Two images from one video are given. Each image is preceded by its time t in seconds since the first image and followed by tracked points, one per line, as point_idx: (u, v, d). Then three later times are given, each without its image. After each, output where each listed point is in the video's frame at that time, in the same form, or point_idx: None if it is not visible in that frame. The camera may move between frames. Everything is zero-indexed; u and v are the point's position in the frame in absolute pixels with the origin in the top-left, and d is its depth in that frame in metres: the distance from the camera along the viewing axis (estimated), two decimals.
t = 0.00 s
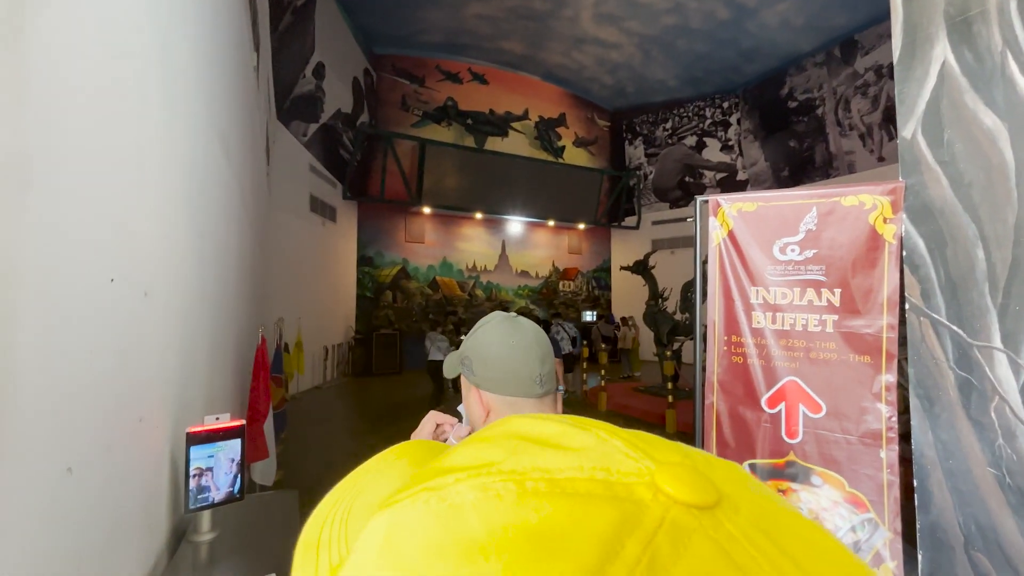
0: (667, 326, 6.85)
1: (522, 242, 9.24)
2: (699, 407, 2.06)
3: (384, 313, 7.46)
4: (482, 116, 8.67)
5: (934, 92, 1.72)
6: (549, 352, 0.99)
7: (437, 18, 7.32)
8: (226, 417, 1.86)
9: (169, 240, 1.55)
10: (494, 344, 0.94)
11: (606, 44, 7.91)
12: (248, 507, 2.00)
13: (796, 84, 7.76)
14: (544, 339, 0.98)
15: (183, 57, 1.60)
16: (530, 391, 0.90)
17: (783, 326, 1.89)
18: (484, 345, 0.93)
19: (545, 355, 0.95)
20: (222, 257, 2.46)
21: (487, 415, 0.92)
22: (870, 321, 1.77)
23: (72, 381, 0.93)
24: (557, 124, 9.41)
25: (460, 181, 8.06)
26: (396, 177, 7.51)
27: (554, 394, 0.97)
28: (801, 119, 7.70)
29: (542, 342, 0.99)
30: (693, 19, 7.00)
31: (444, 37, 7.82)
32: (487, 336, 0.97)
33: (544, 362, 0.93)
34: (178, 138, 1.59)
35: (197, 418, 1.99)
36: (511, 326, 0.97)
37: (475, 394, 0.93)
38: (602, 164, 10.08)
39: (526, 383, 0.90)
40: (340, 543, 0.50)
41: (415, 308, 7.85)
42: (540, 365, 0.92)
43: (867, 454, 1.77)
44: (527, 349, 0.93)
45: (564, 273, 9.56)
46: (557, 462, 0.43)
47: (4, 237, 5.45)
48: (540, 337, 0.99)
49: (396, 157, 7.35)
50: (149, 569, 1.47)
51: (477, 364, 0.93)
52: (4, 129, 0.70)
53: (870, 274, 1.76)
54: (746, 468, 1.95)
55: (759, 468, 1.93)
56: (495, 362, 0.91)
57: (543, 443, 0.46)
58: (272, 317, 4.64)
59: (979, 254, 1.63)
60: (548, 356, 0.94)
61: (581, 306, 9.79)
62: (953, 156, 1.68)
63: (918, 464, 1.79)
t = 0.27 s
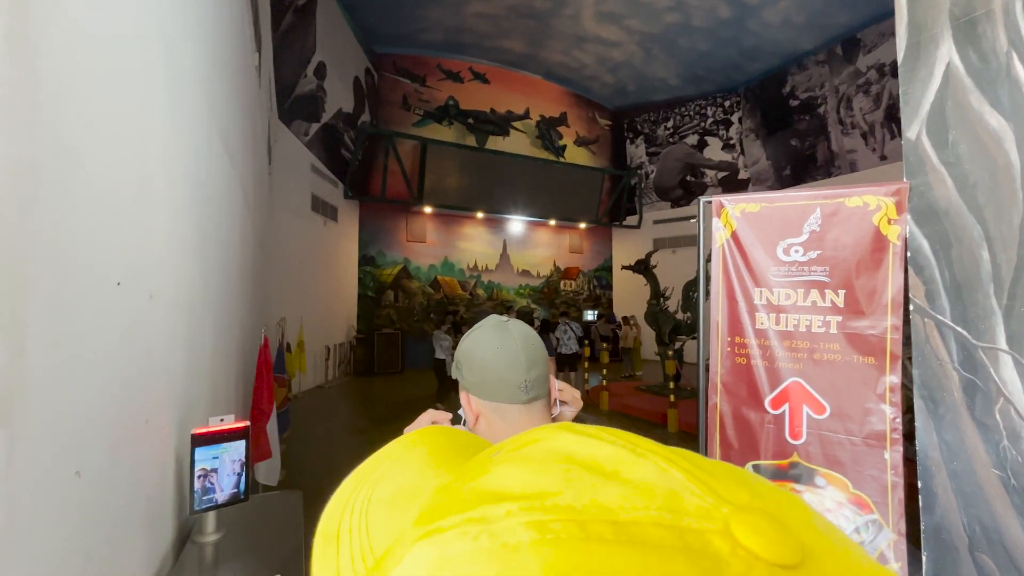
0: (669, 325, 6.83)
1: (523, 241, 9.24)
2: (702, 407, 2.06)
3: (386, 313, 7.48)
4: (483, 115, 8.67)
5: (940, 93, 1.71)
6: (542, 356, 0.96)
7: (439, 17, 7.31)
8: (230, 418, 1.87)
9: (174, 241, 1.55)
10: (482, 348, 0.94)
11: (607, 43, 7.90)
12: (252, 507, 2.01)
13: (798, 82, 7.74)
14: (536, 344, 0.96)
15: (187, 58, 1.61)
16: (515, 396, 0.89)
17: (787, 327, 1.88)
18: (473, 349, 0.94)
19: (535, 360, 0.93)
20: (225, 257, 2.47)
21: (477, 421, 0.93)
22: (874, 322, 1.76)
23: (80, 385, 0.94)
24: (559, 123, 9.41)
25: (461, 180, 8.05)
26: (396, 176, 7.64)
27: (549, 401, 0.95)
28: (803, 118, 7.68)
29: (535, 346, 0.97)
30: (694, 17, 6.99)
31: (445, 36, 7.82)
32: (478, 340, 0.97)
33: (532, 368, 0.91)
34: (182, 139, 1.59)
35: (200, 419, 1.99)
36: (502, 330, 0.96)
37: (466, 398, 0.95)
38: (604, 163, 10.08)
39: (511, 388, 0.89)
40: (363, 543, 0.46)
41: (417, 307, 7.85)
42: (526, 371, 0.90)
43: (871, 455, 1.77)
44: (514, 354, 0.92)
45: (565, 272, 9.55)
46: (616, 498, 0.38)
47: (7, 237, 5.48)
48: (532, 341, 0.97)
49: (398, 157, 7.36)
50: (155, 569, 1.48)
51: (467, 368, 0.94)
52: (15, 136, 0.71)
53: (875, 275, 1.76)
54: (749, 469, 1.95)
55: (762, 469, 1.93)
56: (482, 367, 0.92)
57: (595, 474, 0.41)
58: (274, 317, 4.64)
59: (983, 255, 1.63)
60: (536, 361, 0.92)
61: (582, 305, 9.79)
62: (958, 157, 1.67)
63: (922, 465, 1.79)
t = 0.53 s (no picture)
0: (670, 325, 6.82)
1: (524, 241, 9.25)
2: (705, 406, 2.06)
3: (387, 313, 7.51)
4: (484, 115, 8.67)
5: (941, 91, 1.72)
6: (529, 352, 0.97)
7: (439, 17, 7.31)
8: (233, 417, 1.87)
9: (177, 240, 1.56)
10: (468, 349, 0.95)
11: (608, 42, 7.90)
12: (256, 506, 2.01)
13: (799, 82, 7.73)
14: (522, 340, 0.97)
15: (190, 60, 1.61)
16: (502, 394, 0.90)
17: (788, 325, 1.89)
18: (460, 350, 0.95)
19: (520, 357, 0.94)
20: (228, 257, 2.48)
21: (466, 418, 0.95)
22: (876, 320, 1.77)
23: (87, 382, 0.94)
24: (559, 122, 9.41)
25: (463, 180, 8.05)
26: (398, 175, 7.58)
27: (537, 399, 0.96)
28: (804, 117, 7.67)
29: (522, 343, 0.98)
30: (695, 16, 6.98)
31: (446, 36, 7.82)
32: (465, 340, 0.98)
33: (518, 365, 0.92)
34: (186, 139, 1.60)
35: (203, 418, 2.00)
36: (486, 328, 0.97)
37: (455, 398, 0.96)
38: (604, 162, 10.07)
39: (498, 386, 0.90)
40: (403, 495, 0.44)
41: (417, 307, 7.87)
42: (511, 369, 0.91)
43: (873, 453, 1.78)
44: (500, 352, 0.93)
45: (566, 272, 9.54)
46: (650, 474, 0.34)
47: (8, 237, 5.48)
48: (518, 338, 0.97)
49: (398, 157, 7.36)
50: (159, 566, 1.48)
51: (454, 369, 0.96)
52: (24, 136, 0.71)
53: (877, 272, 1.76)
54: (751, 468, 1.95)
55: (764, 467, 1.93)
56: (469, 367, 0.93)
57: (623, 449, 0.36)
58: (276, 317, 4.65)
59: (985, 253, 1.63)
60: (522, 358, 0.93)
61: (583, 305, 9.79)
62: (960, 155, 1.68)
63: (925, 463, 1.79)
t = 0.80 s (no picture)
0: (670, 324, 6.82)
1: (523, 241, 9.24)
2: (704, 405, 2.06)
3: (386, 313, 7.52)
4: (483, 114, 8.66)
5: (941, 90, 1.72)
6: (510, 351, 0.99)
7: (438, 17, 7.31)
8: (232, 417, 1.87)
9: (177, 239, 1.56)
10: (450, 350, 0.95)
11: (607, 42, 7.89)
12: (255, 505, 2.01)
13: (799, 81, 7.73)
14: (503, 339, 0.99)
15: (188, 60, 1.61)
16: (485, 395, 0.92)
17: (788, 324, 1.88)
18: (441, 352, 0.96)
19: (502, 357, 0.96)
20: (227, 257, 2.47)
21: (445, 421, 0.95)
22: (877, 318, 1.76)
23: (85, 381, 0.94)
24: (559, 122, 9.40)
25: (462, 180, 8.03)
26: (397, 175, 7.56)
27: (518, 401, 0.97)
28: (803, 116, 7.67)
29: (503, 342, 1.00)
30: (694, 16, 6.98)
31: (445, 36, 7.81)
32: (444, 342, 0.98)
33: (500, 365, 0.94)
34: (185, 139, 1.59)
35: (203, 419, 2.00)
36: (467, 330, 0.98)
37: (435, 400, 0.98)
38: (604, 162, 10.07)
39: (479, 387, 0.92)
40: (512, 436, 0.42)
41: (417, 308, 7.87)
42: (493, 369, 0.93)
43: (873, 451, 1.78)
44: (481, 353, 0.94)
45: (566, 271, 9.53)
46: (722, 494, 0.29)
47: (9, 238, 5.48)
48: (499, 337, 0.99)
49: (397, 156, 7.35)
50: (158, 567, 1.48)
51: (436, 371, 0.97)
52: (19, 134, 0.70)
53: (878, 270, 1.76)
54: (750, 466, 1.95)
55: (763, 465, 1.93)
56: (451, 369, 0.94)
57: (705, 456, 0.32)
58: (275, 317, 4.66)
59: (985, 251, 1.63)
60: (504, 358, 0.95)
61: (583, 305, 9.79)
62: (960, 153, 1.67)
63: (926, 461, 1.80)
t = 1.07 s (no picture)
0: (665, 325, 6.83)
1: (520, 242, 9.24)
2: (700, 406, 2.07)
3: (383, 314, 7.51)
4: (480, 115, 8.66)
5: (933, 93, 1.73)
6: (483, 355, 0.97)
7: (435, 18, 7.31)
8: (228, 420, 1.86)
9: (173, 241, 1.55)
10: (422, 355, 0.91)
11: (604, 43, 7.91)
12: (251, 508, 2.00)
13: (794, 82, 7.76)
14: (476, 342, 0.96)
15: (184, 61, 1.61)
16: (458, 401, 0.90)
17: (783, 325, 1.89)
18: (412, 357, 0.92)
19: (475, 361, 0.93)
20: (222, 258, 2.46)
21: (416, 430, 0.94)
22: (871, 319, 1.77)
23: (77, 385, 0.93)
24: (555, 123, 9.42)
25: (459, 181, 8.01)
26: (393, 176, 7.55)
27: (491, 405, 0.96)
28: (798, 117, 7.71)
29: (476, 345, 0.97)
30: (690, 18, 7.01)
31: (442, 37, 7.81)
32: (414, 346, 0.94)
33: (474, 370, 0.92)
34: (181, 140, 1.59)
35: (199, 421, 2.00)
36: (439, 332, 0.94)
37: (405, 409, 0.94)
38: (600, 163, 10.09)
39: (451, 396, 0.89)
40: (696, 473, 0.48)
41: (414, 309, 7.87)
42: (467, 375, 0.90)
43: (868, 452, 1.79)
44: (453, 358, 0.91)
45: (562, 272, 9.54)
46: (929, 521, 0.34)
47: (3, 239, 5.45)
48: (471, 340, 0.96)
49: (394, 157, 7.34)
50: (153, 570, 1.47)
51: (406, 377, 0.93)
52: (13, 136, 0.70)
53: (872, 271, 1.77)
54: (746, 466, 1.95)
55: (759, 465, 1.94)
56: (422, 375, 0.91)
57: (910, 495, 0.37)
58: (271, 318, 4.64)
59: (978, 252, 1.64)
60: (478, 363, 0.93)
61: (580, 305, 9.80)
62: (953, 155, 1.68)
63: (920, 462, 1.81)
